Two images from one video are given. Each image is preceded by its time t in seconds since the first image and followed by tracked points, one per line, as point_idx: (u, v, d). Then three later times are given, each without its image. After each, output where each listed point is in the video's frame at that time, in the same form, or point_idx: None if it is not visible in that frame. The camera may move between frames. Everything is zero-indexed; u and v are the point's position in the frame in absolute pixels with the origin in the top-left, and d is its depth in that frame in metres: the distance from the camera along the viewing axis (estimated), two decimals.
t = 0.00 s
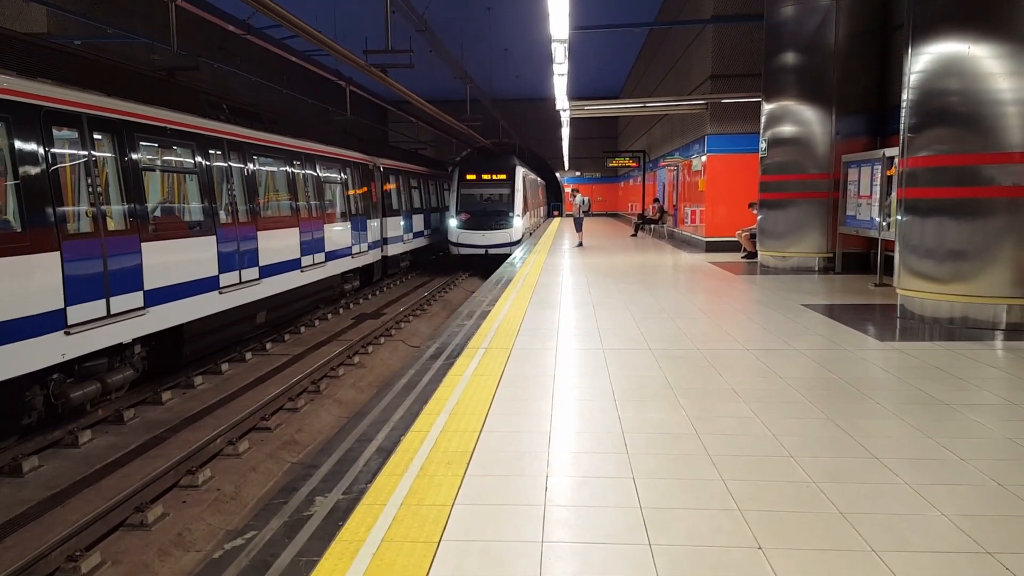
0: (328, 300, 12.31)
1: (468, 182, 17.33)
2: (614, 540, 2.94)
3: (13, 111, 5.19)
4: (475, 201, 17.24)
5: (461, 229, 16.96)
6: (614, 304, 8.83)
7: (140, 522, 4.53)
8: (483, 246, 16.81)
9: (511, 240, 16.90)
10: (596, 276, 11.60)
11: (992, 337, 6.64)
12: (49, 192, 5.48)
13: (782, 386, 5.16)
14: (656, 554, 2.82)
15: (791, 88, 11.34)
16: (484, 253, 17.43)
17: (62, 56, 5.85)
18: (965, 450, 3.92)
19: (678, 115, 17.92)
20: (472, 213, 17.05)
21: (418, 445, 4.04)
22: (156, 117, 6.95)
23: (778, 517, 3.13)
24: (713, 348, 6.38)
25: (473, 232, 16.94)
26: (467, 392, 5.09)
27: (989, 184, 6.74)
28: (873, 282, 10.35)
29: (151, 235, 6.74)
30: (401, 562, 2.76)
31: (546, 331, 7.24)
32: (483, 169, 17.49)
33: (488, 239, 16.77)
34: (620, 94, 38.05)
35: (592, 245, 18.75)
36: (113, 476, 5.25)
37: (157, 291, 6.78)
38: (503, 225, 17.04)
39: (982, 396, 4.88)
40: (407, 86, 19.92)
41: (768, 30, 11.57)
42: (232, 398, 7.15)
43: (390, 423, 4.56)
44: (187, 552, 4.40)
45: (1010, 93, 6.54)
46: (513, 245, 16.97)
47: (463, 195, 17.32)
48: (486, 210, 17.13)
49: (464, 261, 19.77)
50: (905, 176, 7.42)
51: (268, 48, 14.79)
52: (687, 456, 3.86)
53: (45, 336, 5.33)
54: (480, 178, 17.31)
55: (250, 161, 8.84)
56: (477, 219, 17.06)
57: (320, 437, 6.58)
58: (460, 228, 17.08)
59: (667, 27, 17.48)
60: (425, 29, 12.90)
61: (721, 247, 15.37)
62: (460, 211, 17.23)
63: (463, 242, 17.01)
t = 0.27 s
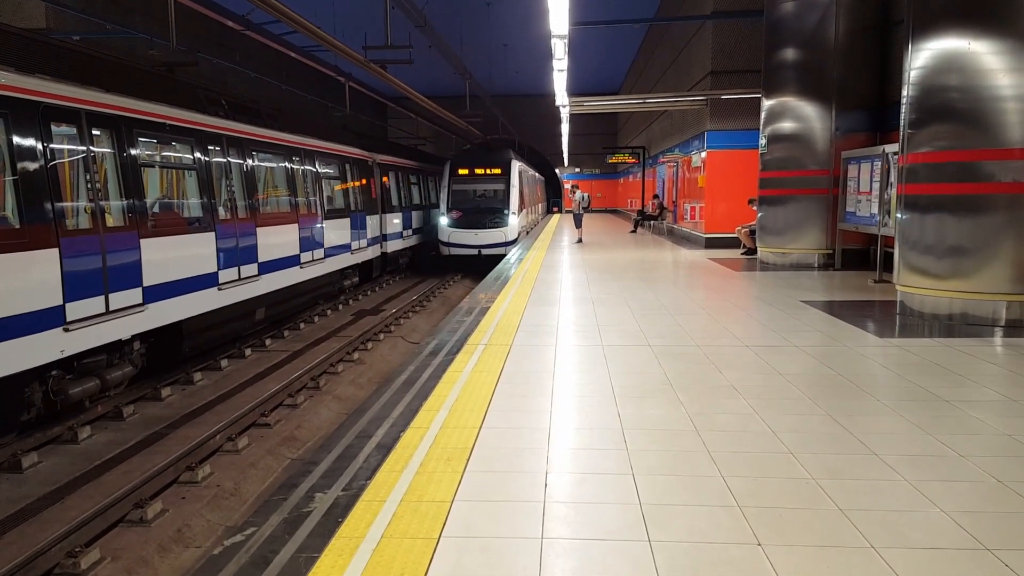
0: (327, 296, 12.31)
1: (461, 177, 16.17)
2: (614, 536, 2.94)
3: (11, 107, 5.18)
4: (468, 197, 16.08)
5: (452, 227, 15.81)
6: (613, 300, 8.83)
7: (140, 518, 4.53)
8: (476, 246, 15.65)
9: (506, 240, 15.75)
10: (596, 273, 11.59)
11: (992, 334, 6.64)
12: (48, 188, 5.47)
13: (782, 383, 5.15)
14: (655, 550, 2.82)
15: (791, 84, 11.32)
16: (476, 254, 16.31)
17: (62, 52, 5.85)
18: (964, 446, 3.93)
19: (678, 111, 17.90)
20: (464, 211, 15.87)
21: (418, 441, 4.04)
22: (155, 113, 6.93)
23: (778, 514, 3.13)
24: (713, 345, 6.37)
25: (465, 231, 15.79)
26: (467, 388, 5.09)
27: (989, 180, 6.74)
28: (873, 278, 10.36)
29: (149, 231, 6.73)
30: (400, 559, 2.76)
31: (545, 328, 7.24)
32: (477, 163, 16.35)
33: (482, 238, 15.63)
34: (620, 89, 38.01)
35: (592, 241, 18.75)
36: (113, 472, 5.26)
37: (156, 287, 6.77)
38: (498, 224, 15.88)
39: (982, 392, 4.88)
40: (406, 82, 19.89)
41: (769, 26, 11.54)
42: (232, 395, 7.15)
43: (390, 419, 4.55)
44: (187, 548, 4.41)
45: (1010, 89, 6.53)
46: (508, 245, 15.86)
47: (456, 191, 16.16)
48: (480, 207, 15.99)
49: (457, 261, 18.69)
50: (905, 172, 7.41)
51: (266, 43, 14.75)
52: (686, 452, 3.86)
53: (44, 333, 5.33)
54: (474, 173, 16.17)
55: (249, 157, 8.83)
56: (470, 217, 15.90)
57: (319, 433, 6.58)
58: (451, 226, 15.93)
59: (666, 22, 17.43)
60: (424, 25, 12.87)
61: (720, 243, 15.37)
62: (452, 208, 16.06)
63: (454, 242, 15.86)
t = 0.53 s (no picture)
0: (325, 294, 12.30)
1: (451, 173, 15.15)
2: (612, 534, 2.94)
3: (9, 104, 5.17)
4: (459, 195, 15.06)
5: (440, 227, 14.72)
6: (611, 298, 8.83)
7: (137, 516, 4.52)
8: (467, 248, 14.60)
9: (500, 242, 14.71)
10: (593, 271, 11.59)
11: (989, 332, 6.66)
12: (46, 185, 5.46)
13: (780, 381, 5.15)
14: (653, 548, 2.82)
15: (789, 82, 11.31)
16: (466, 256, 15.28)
17: (59, 49, 5.83)
18: (962, 444, 3.94)
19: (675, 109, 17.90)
20: (453, 210, 14.84)
21: (416, 439, 4.04)
22: (153, 111, 6.91)
23: (775, 511, 3.14)
24: (710, 343, 6.38)
25: (454, 232, 14.72)
26: (465, 386, 5.09)
27: (986, 178, 6.75)
28: (870, 276, 10.37)
29: (147, 228, 6.71)
30: (398, 557, 2.76)
31: (543, 325, 7.24)
32: (468, 159, 15.33)
33: (474, 240, 14.61)
34: (618, 87, 38.01)
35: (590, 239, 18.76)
36: (111, 470, 5.25)
37: (153, 284, 6.76)
38: (490, 225, 14.82)
39: (979, 390, 4.89)
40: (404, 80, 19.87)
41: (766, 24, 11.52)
42: (229, 392, 7.14)
43: (388, 417, 4.54)
44: (184, 546, 4.40)
45: (1008, 87, 6.55)
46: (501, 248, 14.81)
47: (445, 188, 15.12)
48: (470, 206, 14.93)
49: (447, 264, 17.57)
50: (902, 170, 7.42)
51: (264, 41, 14.72)
52: (684, 450, 3.86)
53: (41, 330, 5.32)
54: (465, 169, 15.14)
55: (247, 154, 8.82)
56: (459, 217, 14.82)
57: (317, 431, 6.57)
58: (439, 227, 14.86)
59: (664, 20, 17.43)
60: (422, 22, 12.84)
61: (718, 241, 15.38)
62: (441, 206, 15.01)
63: (442, 243, 14.76)
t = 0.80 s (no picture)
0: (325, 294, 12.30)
1: (441, 172, 14.00)
2: (613, 535, 2.94)
3: (9, 105, 5.17)
4: (450, 196, 13.90)
5: (430, 231, 13.54)
6: (611, 299, 8.83)
7: (137, 517, 4.52)
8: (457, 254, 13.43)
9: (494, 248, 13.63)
10: (593, 271, 11.59)
11: (988, 333, 6.67)
12: (46, 184, 5.46)
13: (779, 382, 5.16)
14: (653, 549, 2.82)
15: (789, 83, 11.32)
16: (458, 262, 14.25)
17: (59, 50, 5.83)
18: (962, 445, 3.94)
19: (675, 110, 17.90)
20: (442, 212, 13.63)
21: (416, 439, 4.04)
22: (153, 111, 6.91)
23: (775, 512, 3.14)
24: (710, 343, 6.38)
25: (444, 237, 13.52)
26: (464, 387, 5.09)
27: (986, 179, 6.75)
28: (870, 277, 10.38)
29: (147, 229, 6.71)
30: (398, 558, 2.76)
31: (543, 326, 7.24)
32: (460, 157, 14.20)
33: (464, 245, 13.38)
34: (618, 88, 38.03)
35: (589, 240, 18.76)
36: (111, 470, 5.25)
37: (153, 285, 6.77)
38: (483, 228, 13.67)
39: (979, 391, 4.90)
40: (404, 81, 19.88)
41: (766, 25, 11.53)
42: (229, 393, 7.15)
43: (388, 418, 4.53)
44: (184, 547, 4.40)
45: (1007, 88, 6.55)
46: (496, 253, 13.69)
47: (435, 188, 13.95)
48: (462, 207, 13.77)
49: (438, 270, 16.38)
50: (902, 171, 7.42)
51: (264, 41, 14.70)
52: (684, 451, 3.87)
53: (42, 330, 5.33)
54: (457, 168, 14.01)
55: (247, 155, 8.82)
56: (451, 219, 13.64)
57: (317, 432, 6.57)
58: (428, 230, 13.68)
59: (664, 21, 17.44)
60: (422, 23, 12.85)
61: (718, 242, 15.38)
62: (430, 208, 13.82)
63: (431, 248, 13.59)
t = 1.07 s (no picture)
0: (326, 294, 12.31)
1: (431, 171, 13.33)
2: (613, 535, 2.94)
3: (11, 105, 5.17)
4: (441, 196, 13.23)
5: (418, 235, 12.90)
6: (611, 299, 8.83)
7: (138, 517, 4.53)
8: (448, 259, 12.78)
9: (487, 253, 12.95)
10: (593, 272, 11.59)
11: (989, 333, 6.67)
12: (46, 185, 5.46)
13: (780, 382, 5.16)
14: (653, 549, 2.82)
15: (789, 83, 11.32)
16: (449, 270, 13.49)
17: (60, 50, 5.83)
18: (963, 445, 3.93)
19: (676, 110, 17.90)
20: (433, 214, 13.04)
21: (416, 439, 4.04)
22: (154, 111, 6.92)
23: (775, 512, 3.14)
24: (711, 344, 6.38)
25: (433, 241, 12.88)
26: (465, 387, 5.09)
27: (986, 179, 6.75)
28: (871, 277, 10.37)
29: (147, 229, 6.71)
30: (398, 558, 2.75)
31: (543, 326, 7.24)
32: (452, 154, 13.51)
33: (455, 249, 12.77)
34: (618, 88, 38.06)
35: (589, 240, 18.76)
36: (111, 470, 5.25)
37: (154, 285, 6.77)
38: (476, 231, 13.01)
39: (979, 391, 4.90)
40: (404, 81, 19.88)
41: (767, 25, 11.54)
42: (230, 393, 7.15)
43: (388, 418, 4.53)
44: (185, 546, 4.40)
45: (1007, 89, 6.55)
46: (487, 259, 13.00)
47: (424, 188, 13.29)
48: (453, 209, 13.11)
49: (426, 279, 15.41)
50: (902, 171, 7.43)
51: (264, 41, 14.69)
52: (684, 451, 3.87)
53: (43, 330, 5.33)
54: (448, 167, 13.33)
55: (248, 155, 8.82)
56: (441, 221, 12.99)
57: (317, 431, 6.57)
58: (417, 234, 13.04)
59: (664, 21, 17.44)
60: (423, 23, 12.85)
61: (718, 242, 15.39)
62: (420, 209, 13.15)
63: (419, 253, 12.94)
